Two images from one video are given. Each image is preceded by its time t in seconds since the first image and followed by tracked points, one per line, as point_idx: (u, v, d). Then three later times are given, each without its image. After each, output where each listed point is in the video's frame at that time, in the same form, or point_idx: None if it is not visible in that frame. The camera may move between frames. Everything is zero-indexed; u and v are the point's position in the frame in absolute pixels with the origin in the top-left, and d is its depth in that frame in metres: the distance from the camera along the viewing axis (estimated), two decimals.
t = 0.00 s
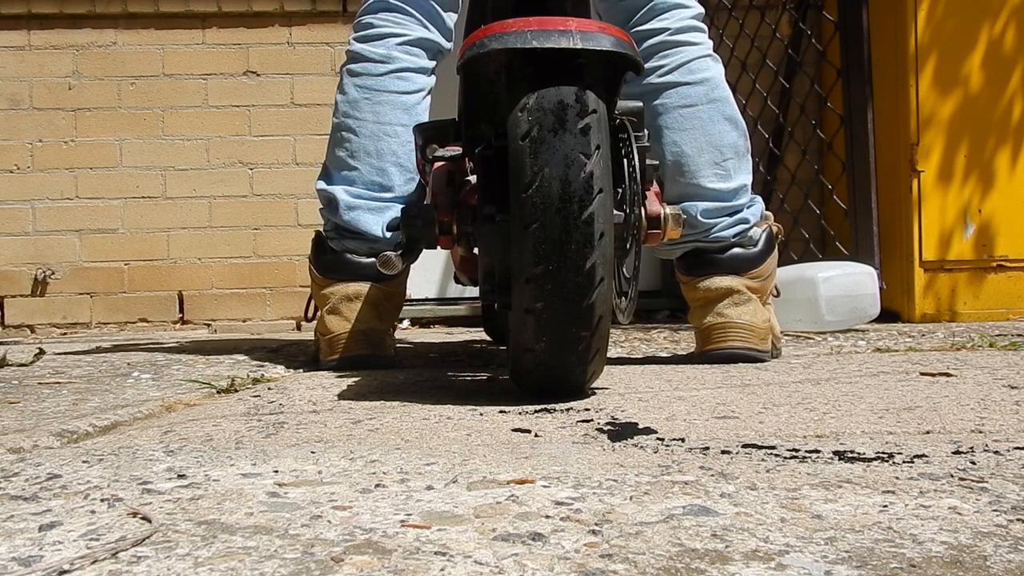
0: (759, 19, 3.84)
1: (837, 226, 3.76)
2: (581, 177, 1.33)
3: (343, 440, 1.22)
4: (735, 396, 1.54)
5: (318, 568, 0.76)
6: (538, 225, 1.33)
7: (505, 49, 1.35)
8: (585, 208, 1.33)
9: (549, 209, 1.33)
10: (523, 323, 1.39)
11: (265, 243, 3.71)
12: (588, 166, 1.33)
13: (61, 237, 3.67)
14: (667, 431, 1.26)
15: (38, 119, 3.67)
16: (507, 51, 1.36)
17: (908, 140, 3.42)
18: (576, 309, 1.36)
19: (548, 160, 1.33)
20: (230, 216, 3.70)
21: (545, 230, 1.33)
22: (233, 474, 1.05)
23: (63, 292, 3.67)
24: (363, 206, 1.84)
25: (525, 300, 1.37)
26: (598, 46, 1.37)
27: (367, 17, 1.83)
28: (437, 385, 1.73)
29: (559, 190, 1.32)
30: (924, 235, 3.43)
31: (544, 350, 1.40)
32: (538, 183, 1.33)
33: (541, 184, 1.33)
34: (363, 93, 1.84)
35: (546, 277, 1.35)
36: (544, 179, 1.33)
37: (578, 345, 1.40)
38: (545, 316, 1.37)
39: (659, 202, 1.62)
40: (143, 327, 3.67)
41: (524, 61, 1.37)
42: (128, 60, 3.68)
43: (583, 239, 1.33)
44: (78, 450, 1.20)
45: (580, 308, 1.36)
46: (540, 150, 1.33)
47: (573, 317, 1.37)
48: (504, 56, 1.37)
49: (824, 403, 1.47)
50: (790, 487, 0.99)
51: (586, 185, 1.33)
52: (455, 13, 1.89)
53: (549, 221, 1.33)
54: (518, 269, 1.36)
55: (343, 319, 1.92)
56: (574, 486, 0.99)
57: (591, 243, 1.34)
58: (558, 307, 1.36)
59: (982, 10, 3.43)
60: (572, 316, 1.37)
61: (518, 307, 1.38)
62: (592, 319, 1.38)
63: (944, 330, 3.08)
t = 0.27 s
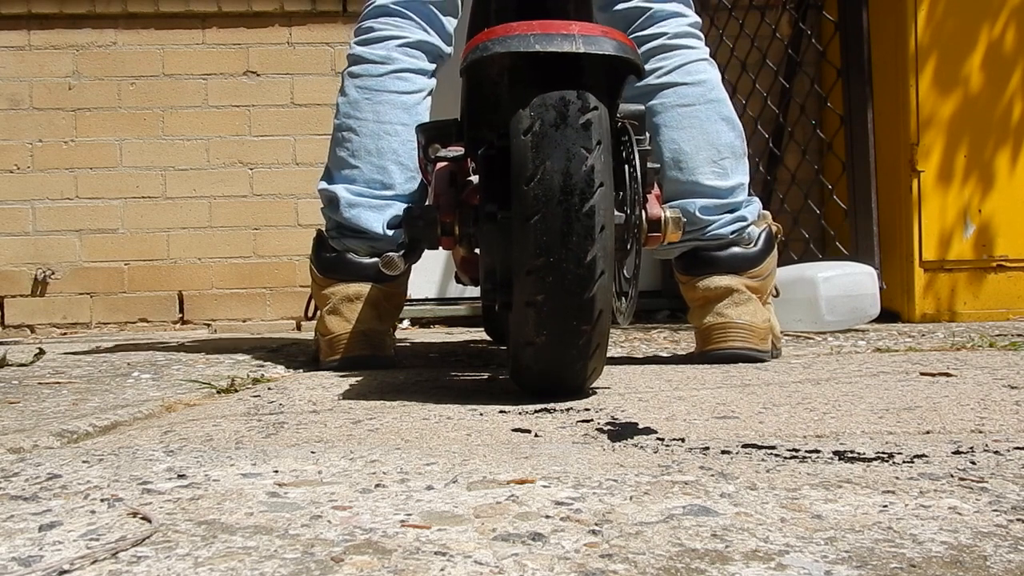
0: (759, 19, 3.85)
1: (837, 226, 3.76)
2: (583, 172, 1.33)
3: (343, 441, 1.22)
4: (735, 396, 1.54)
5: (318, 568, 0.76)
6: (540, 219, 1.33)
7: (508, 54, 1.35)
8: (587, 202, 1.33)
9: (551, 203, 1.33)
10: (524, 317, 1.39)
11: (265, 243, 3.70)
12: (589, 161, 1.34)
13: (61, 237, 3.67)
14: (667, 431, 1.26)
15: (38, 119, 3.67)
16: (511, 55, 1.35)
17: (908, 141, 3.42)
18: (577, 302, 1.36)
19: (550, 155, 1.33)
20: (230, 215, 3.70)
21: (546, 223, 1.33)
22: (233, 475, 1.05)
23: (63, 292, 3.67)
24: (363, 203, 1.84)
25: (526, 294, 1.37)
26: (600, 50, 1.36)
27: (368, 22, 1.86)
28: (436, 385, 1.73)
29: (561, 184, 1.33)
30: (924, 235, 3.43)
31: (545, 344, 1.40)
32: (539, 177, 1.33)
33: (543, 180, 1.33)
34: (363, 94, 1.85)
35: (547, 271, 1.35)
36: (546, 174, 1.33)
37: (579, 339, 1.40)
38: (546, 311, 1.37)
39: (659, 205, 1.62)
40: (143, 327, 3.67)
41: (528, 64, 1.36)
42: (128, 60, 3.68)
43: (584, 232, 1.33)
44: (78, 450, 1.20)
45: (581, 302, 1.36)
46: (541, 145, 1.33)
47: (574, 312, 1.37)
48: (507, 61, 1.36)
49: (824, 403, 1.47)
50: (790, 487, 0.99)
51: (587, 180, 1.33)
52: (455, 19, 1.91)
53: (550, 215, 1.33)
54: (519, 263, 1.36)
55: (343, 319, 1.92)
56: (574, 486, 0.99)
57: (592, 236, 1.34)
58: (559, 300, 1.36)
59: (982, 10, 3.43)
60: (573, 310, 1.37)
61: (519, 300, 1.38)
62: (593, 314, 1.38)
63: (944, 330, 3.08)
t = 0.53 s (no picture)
0: (759, 19, 3.86)
1: (837, 226, 3.76)
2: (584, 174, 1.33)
3: (343, 441, 1.22)
4: (735, 396, 1.54)
5: (318, 568, 0.76)
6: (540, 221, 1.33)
7: (508, 56, 1.35)
8: (588, 205, 1.33)
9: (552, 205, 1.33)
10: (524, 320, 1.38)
11: (265, 243, 3.70)
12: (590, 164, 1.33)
13: (61, 237, 3.67)
14: (667, 431, 1.26)
15: (38, 119, 3.67)
16: (511, 58, 1.36)
17: (907, 141, 3.42)
18: (578, 305, 1.36)
19: (551, 157, 1.33)
20: (230, 216, 3.70)
21: (546, 225, 1.33)
22: (233, 474, 1.05)
23: (63, 292, 3.67)
24: (359, 203, 1.84)
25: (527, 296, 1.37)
26: (600, 52, 1.37)
27: (359, 27, 1.87)
28: (436, 385, 1.73)
29: (561, 187, 1.32)
30: (924, 235, 3.43)
31: (546, 346, 1.40)
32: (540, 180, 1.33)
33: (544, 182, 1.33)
34: (356, 96, 1.85)
35: (547, 273, 1.34)
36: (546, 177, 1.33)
37: (579, 342, 1.39)
38: (546, 313, 1.37)
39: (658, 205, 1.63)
40: (143, 327, 3.67)
41: (529, 65, 1.36)
42: (128, 60, 3.68)
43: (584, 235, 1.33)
44: (78, 450, 1.20)
45: (581, 304, 1.36)
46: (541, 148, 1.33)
47: (574, 314, 1.36)
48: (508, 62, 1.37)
49: (825, 402, 1.47)
50: (790, 487, 0.99)
51: (588, 183, 1.33)
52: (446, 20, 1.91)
53: (551, 217, 1.33)
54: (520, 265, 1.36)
55: (343, 319, 1.92)
56: (574, 486, 0.99)
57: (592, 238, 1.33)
58: (559, 302, 1.36)
59: (982, 10, 3.43)
60: (574, 312, 1.36)
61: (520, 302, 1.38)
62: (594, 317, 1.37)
63: (944, 330, 3.08)
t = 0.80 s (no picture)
0: (759, 19, 3.88)
1: (837, 226, 3.76)
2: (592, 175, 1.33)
3: (343, 441, 1.22)
4: (735, 396, 1.54)
5: (318, 568, 0.76)
6: (548, 222, 1.33)
7: (516, 56, 1.35)
8: (596, 205, 1.33)
9: (560, 206, 1.33)
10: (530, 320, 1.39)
11: (265, 243, 3.71)
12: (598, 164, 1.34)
13: (61, 237, 3.67)
14: (667, 431, 1.26)
15: (38, 118, 3.67)
16: (519, 57, 1.35)
17: (907, 141, 3.42)
18: (585, 304, 1.36)
19: (559, 158, 1.33)
20: (230, 215, 3.70)
21: (554, 226, 1.33)
22: (233, 474, 1.05)
23: (63, 292, 3.67)
24: (365, 201, 1.84)
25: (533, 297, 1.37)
26: (608, 52, 1.37)
27: (371, 27, 1.86)
28: (436, 385, 1.73)
29: (570, 187, 1.33)
30: (924, 234, 3.43)
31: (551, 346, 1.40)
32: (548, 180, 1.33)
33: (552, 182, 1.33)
34: (366, 95, 1.84)
35: (554, 273, 1.35)
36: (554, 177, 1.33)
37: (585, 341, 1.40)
38: (553, 314, 1.37)
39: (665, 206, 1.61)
40: (143, 327, 3.67)
41: (536, 64, 1.36)
42: (128, 60, 3.68)
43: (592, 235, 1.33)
44: (78, 450, 1.20)
45: (588, 305, 1.36)
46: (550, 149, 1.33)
47: (581, 314, 1.37)
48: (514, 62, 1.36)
49: (824, 403, 1.47)
50: (790, 487, 0.99)
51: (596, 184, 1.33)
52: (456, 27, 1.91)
53: (559, 217, 1.33)
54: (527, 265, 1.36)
55: (344, 317, 1.91)
56: (574, 486, 0.99)
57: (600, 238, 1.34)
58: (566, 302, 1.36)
59: (982, 10, 3.43)
60: (581, 312, 1.37)
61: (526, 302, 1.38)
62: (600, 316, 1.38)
63: (944, 330, 3.08)
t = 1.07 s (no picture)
0: (759, 19, 3.88)
1: (837, 226, 3.76)
2: (599, 174, 1.33)
3: (343, 441, 1.22)
4: (735, 396, 1.54)
5: (318, 568, 0.76)
6: (554, 220, 1.33)
7: (527, 52, 1.35)
8: (602, 205, 1.33)
9: (566, 204, 1.33)
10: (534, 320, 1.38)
11: (265, 243, 3.70)
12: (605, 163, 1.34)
13: (61, 237, 3.67)
14: (667, 431, 1.26)
15: (38, 119, 3.67)
16: (529, 54, 1.36)
17: (907, 140, 3.42)
18: (589, 304, 1.36)
19: (568, 157, 1.33)
20: (230, 215, 3.70)
21: (562, 225, 1.33)
22: (233, 474, 1.05)
23: (63, 292, 3.67)
24: (375, 172, 1.85)
25: (537, 296, 1.37)
26: (618, 52, 1.37)
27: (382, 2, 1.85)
28: (437, 385, 1.73)
29: (577, 186, 1.33)
30: (924, 234, 3.43)
31: (555, 346, 1.40)
32: (555, 178, 1.33)
33: (559, 180, 1.33)
34: (376, 70, 1.84)
35: (558, 272, 1.34)
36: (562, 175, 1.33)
37: (588, 342, 1.40)
38: (558, 313, 1.36)
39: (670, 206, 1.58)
40: (144, 327, 3.67)
41: (547, 61, 1.37)
42: (128, 60, 3.68)
43: (597, 235, 1.33)
44: (78, 450, 1.20)
45: (594, 305, 1.36)
46: (558, 147, 1.33)
47: (585, 315, 1.36)
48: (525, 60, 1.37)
49: (824, 403, 1.47)
50: (790, 487, 0.99)
51: (603, 183, 1.34)
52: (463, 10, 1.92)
53: (565, 216, 1.33)
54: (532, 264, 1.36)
55: (354, 279, 1.89)
56: (575, 486, 0.99)
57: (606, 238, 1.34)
58: (570, 303, 1.36)
59: (982, 10, 3.43)
60: (585, 313, 1.36)
61: (530, 301, 1.38)
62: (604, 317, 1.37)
63: (944, 330, 3.08)
